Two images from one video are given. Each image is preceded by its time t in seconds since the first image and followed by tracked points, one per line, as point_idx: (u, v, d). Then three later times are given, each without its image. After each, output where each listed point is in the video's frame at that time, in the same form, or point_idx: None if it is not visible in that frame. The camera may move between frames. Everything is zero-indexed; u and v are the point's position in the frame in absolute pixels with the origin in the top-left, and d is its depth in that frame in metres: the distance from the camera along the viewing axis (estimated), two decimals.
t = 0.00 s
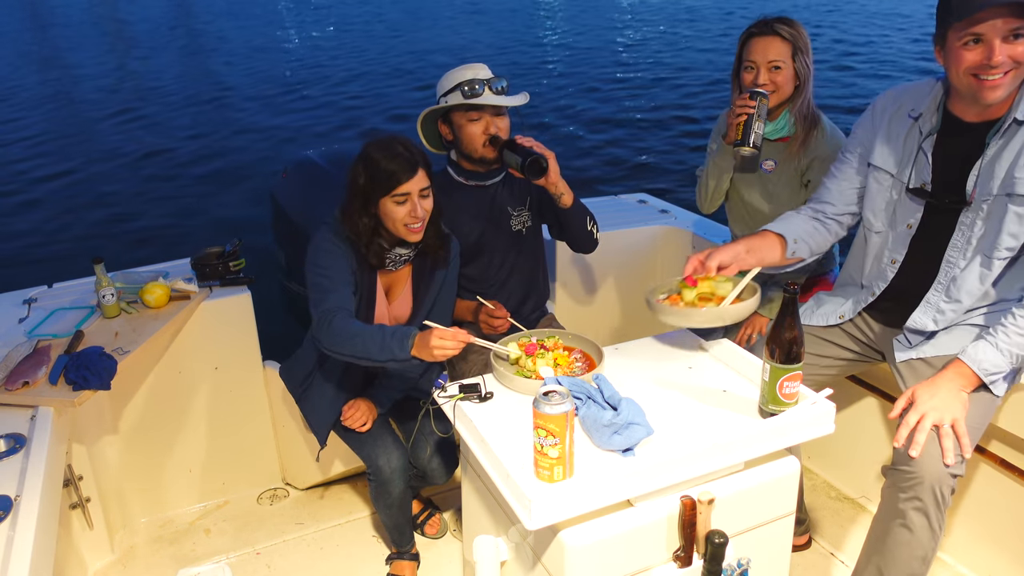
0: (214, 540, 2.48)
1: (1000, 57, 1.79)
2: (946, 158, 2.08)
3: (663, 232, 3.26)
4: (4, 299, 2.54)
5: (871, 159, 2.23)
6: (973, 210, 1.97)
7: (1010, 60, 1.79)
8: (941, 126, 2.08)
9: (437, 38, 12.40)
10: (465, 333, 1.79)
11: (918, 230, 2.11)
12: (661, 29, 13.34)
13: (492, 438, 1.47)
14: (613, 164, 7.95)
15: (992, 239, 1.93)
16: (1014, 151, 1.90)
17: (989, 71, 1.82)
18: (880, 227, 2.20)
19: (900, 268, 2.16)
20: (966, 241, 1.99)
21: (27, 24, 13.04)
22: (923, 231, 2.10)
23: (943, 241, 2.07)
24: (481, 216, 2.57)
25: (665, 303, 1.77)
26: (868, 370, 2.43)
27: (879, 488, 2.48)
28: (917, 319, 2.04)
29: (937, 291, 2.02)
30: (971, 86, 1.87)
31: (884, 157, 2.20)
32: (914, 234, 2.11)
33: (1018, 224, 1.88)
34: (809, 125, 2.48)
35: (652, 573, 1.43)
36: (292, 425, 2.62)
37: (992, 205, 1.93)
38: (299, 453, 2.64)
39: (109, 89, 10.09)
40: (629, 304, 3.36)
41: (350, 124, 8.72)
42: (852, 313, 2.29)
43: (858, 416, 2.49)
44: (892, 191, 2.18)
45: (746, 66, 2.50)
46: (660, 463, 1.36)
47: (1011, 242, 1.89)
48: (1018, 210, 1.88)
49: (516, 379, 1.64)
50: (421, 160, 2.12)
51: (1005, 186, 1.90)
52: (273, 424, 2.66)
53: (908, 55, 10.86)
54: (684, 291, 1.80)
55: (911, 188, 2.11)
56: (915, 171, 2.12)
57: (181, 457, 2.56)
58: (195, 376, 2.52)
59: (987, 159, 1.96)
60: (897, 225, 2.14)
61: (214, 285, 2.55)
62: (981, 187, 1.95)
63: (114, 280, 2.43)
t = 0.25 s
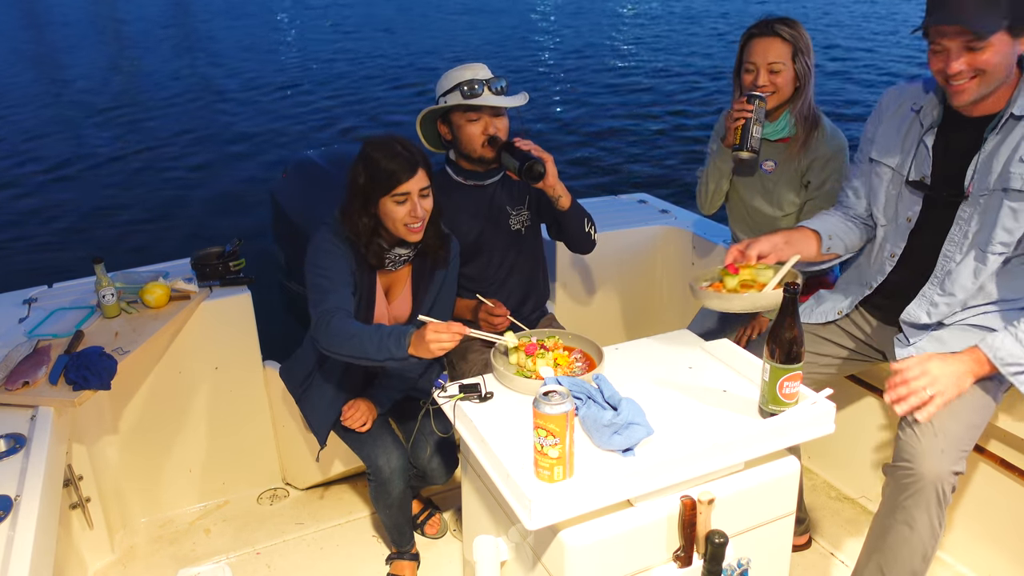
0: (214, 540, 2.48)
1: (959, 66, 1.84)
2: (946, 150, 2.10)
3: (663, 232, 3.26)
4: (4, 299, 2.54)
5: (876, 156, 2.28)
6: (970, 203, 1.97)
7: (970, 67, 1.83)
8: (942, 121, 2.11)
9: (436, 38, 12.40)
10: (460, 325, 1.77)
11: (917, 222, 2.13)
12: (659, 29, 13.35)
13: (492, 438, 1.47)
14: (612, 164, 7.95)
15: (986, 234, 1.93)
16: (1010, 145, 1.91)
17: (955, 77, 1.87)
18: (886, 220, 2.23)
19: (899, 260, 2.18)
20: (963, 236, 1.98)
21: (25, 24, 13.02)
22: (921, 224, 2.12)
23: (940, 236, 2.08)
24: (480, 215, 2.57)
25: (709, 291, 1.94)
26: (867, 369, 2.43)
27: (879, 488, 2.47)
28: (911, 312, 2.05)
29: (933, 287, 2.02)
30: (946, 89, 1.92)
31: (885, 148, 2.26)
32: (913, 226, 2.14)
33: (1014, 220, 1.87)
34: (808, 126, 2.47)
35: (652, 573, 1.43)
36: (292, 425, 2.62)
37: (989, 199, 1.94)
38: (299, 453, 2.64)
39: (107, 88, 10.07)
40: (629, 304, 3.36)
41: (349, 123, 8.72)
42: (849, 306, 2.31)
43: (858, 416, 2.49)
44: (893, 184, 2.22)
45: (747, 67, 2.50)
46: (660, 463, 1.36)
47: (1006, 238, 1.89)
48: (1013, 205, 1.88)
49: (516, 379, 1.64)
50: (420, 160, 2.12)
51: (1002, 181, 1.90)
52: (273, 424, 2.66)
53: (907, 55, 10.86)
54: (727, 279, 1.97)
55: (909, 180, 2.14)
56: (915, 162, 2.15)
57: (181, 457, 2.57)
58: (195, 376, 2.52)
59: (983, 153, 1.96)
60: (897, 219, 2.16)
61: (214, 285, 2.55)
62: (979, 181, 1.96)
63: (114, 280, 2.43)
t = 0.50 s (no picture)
0: (214, 540, 2.48)
1: (933, 82, 1.95)
2: (942, 152, 2.14)
3: (663, 232, 3.26)
4: (4, 299, 2.54)
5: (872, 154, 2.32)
6: (967, 205, 2.02)
7: (943, 83, 1.93)
8: (938, 123, 2.16)
9: (435, 37, 12.39)
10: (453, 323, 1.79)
11: (912, 222, 2.18)
12: (658, 28, 13.32)
13: (492, 438, 1.47)
14: (611, 164, 7.94)
15: (984, 237, 1.99)
16: (1007, 149, 1.95)
17: (934, 93, 1.98)
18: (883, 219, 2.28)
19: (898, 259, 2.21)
20: (961, 237, 2.04)
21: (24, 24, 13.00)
22: (917, 222, 2.17)
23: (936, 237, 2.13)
24: (479, 215, 2.57)
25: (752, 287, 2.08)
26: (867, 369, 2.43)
27: (879, 488, 2.47)
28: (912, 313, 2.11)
29: (933, 287, 2.09)
30: (932, 103, 2.03)
31: (881, 149, 2.30)
32: (909, 226, 2.18)
33: (1012, 223, 1.93)
34: (809, 127, 2.46)
35: (652, 573, 1.43)
36: (292, 425, 2.62)
37: (986, 202, 1.98)
38: (300, 453, 2.64)
39: (105, 88, 10.05)
40: (629, 303, 3.36)
41: (348, 122, 8.71)
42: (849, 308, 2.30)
43: (859, 415, 2.49)
44: (888, 184, 2.27)
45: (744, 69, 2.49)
46: (660, 463, 1.36)
47: (1004, 240, 1.94)
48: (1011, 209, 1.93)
49: (516, 379, 1.64)
50: (418, 159, 2.12)
51: (999, 184, 1.95)
52: (273, 424, 2.66)
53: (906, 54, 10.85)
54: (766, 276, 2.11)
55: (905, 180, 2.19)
56: (911, 163, 2.19)
57: (182, 457, 2.57)
58: (195, 377, 2.52)
59: (979, 157, 2.01)
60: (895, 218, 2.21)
61: (214, 285, 2.55)
62: (976, 183, 2.00)
63: (114, 280, 2.43)
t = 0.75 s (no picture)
0: (214, 540, 2.48)
1: (921, 89, 1.99)
2: (936, 152, 2.19)
3: (662, 232, 3.27)
4: (4, 299, 2.54)
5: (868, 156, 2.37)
6: (960, 203, 2.06)
7: (932, 89, 1.98)
8: (932, 125, 2.20)
9: (433, 36, 12.37)
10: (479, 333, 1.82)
11: (908, 221, 2.22)
12: (657, 26, 13.30)
13: (492, 438, 1.47)
14: (610, 163, 7.94)
15: (974, 235, 2.02)
16: (995, 148, 2.00)
17: (924, 98, 2.02)
18: (880, 218, 2.31)
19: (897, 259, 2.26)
20: (955, 236, 2.07)
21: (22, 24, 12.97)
22: (912, 222, 2.21)
23: (932, 237, 2.17)
24: (478, 214, 2.57)
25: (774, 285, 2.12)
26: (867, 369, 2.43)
27: (878, 488, 2.48)
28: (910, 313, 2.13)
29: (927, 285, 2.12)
30: (923, 108, 2.07)
31: (875, 152, 2.35)
32: (905, 225, 2.22)
33: (1001, 221, 1.96)
34: (808, 127, 2.46)
35: (652, 573, 1.43)
36: (292, 426, 2.62)
37: (977, 200, 2.02)
38: (299, 452, 2.64)
39: (104, 87, 10.03)
40: (630, 303, 3.36)
41: (347, 122, 8.70)
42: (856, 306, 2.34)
43: (858, 415, 2.49)
44: (884, 184, 2.32)
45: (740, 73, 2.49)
46: (660, 463, 1.37)
47: (993, 238, 1.97)
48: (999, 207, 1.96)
49: (516, 379, 1.64)
50: (417, 158, 2.12)
51: (989, 182, 1.99)
52: (273, 424, 2.66)
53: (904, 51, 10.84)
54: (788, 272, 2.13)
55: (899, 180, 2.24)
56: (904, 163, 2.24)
57: (182, 457, 2.57)
58: (195, 377, 2.52)
59: (968, 156, 2.06)
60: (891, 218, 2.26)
61: (214, 284, 2.55)
62: (967, 182, 2.04)
63: (114, 280, 2.43)
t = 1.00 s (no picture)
0: (214, 540, 2.48)
1: (909, 93, 1.99)
2: (932, 152, 2.20)
3: (662, 231, 3.27)
4: (4, 299, 2.54)
5: (867, 157, 2.39)
6: (955, 202, 2.06)
7: (920, 93, 1.98)
8: (926, 125, 2.21)
9: (433, 36, 12.37)
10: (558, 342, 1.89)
11: (908, 221, 2.24)
12: (656, 25, 13.29)
13: (492, 438, 1.47)
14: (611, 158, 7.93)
15: (967, 233, 2.01)
16: (985, 147, 2.00)
17: (913, 101, 2.02)
18: (881, 218, 2.34)
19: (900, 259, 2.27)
20: (950, 235, 2.07)
21: (21, 25, 12.96)
22: (911, 221, 2.23)
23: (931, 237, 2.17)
24: (477, 211, 2.57)
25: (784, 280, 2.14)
26: (867, 369, 2.43)
27: (879, 488, 2.48)
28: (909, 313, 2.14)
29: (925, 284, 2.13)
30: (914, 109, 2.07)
31: (873, 153, 2.37)
32: (905, 224, 2.24)
33: (990, 218, 1.95)
34: (806, 128, 2.46)
35: (652, 573, 1.43)
36: (292, 426, 2.62)
37: (969, 198, 2.02)
38: (299, 452, 2.64)
39: (104, 87, 10.04)
40: (630, 303, 3.36)
41: (347, 122, 8.71)
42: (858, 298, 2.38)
43: (859, 415, 2.49)
44: (882, 184, 2.33)
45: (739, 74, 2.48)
46: (660, 463, 1.36)
47: (984, 236, 1.96)
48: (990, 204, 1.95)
49: (516, 379, 1.64)
50: (412, 155, 2.12)
51: (979, 180, 1.98)
52: (273, 424, 2.66)
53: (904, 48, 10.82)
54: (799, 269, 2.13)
55: (896, 180, 2.27)
56: (901, 164, 2.27)
57: (182, 457, 2.57)
58: (195, 377, 2.52)
59: (960, 155, 2.06)
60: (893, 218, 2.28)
61: (214, 285, 2.55)
62: (961, 180, 2.04)
63: (114, 280, 2.43)
